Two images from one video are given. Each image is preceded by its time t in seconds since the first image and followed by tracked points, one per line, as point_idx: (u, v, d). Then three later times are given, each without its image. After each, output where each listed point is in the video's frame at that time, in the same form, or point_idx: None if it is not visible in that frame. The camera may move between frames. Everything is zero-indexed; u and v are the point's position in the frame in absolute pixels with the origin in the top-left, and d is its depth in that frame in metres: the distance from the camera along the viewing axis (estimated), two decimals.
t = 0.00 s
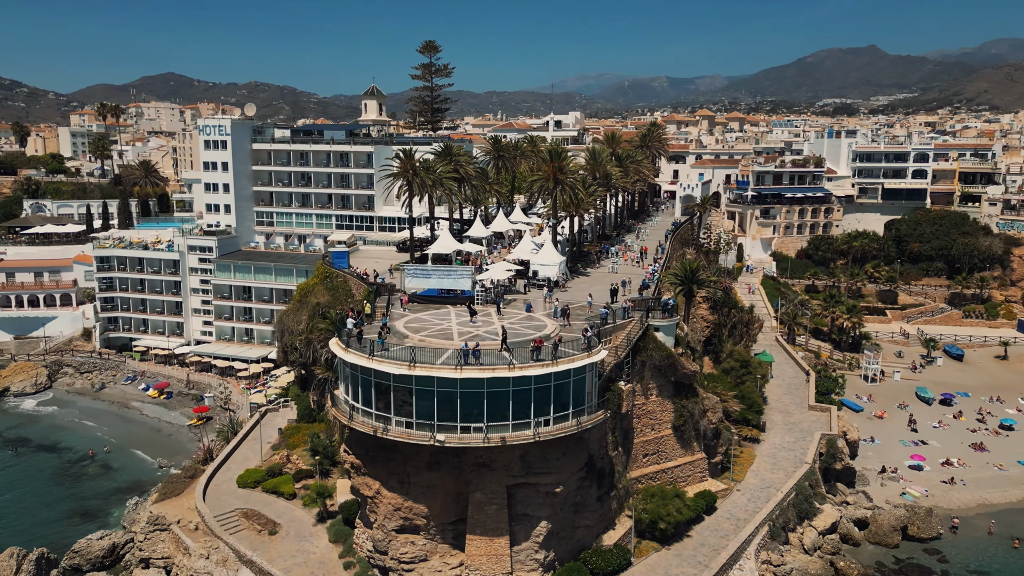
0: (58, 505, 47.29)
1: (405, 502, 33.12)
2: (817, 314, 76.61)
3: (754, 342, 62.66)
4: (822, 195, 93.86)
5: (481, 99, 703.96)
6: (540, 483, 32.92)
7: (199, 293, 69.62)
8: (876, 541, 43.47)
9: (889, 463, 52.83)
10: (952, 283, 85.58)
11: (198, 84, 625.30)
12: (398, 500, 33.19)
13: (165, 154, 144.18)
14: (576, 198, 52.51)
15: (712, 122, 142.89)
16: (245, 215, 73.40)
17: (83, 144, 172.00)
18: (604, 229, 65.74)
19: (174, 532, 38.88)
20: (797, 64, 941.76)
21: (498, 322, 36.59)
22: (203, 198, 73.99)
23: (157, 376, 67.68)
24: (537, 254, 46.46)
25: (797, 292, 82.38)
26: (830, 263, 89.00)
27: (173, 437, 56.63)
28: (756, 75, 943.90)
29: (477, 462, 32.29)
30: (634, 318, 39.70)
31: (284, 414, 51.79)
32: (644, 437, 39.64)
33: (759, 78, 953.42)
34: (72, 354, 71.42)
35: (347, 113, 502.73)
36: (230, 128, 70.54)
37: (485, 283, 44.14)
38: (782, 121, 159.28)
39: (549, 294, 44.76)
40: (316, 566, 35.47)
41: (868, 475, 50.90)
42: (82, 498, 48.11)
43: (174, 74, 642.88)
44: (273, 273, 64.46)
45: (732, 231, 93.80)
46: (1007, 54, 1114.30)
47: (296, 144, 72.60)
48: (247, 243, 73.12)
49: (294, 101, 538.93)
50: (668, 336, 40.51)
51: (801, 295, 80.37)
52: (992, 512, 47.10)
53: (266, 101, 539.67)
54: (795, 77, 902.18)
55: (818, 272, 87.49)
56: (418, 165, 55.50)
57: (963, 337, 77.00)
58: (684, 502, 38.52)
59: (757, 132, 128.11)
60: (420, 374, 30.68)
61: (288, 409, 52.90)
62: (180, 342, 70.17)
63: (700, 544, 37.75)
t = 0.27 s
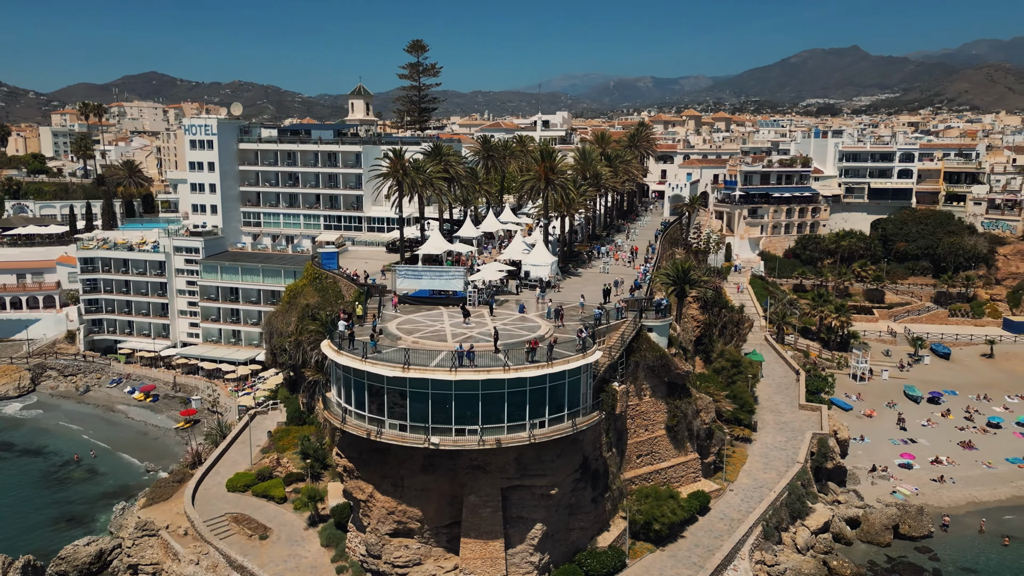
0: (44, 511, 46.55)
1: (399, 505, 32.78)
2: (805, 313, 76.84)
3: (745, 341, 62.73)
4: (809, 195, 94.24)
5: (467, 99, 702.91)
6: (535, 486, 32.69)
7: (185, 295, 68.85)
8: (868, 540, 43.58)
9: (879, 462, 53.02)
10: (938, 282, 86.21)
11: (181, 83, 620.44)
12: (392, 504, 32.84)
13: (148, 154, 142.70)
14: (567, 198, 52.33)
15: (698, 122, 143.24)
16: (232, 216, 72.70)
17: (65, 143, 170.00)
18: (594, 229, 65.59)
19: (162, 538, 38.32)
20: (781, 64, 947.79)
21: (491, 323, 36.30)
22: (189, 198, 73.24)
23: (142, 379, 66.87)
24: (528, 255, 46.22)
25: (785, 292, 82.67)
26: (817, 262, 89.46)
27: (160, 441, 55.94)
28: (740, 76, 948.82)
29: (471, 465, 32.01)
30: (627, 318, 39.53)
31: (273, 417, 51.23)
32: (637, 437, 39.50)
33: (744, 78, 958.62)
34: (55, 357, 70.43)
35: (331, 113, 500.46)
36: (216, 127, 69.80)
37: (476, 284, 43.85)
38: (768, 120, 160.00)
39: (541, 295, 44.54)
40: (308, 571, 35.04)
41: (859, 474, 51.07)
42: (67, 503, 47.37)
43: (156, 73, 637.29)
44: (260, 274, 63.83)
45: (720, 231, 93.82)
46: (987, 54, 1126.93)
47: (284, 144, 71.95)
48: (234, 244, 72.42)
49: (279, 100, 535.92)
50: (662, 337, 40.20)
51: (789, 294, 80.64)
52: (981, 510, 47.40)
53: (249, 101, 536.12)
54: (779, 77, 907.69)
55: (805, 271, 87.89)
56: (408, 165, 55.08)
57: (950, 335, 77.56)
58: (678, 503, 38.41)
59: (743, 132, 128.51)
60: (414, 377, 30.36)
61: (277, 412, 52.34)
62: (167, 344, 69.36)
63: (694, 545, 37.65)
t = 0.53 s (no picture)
0: (27, 517, 45.70)
1: (393, 509, 32.43)
2: (792, 312, 77.14)
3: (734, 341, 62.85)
4: (795, 194, 94.70)
5: (450, 99, 701.58)
6: (530, 488, 32.47)
7: (170, 296, 67.98)
8: (859, 539, 43.72)
9: (868, 460, 53.27)
10: (923, 281, 86.97)
11: (162, 82, 614.60)
12: (385, 507, 32.49)
13: (130, 154, 141.08)
14: (558, 198, 52.13)
15: (683, 122, 143.66)
16: (217, 216, 71.92)
17: (44, 143, 167.71)
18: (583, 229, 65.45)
19: (150, 544, 37.71)
20: (762, 64, 954.01)
21: (484, 325, 36.01)
22: (173, 198, 72.37)
23: (126, 382, 65.97)
24: (519, 255, 45.95)
25: (772, 291, 83.01)
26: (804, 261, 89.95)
27: (145, 445, 55.14)
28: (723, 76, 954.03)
29: (466, 468, 31.73)
30: (620, 318, 39.35)
31: (260, 420, 50.61)
32: (631, 438, 39.37)
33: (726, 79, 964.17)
34: (37, 360, 69.31)
35: (314, 113, 497.63)
36: (201, 127, 69.00)
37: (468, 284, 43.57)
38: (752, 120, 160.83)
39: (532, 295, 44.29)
40: None
41: (849, 473, 51.27)
42: (51, 509, 46.53)
43: (136, 72, 630.82)
44: (246, 275, 63.14)
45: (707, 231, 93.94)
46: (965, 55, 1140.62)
47: (269, 144, 71.23)
48: (219, 244, 71.65)
49: (261, 100, 532.25)
50: (654, 337, 40.10)
51: (776, 294, 80.96)
52: (970, 508, 47.73)
53: (231, 100, 531.97)
54: (761, 77, 913.63)
55: (792, 271, 88.35)
56: (397, 165, 54.64)
57: (935, 334, 78.20)
58: (672, 503, 38.33)
59: (729, 132, 128.97)
60: (408, 379, 30.03)
61: (265, 414, 51.71)
62: (151, 347, 68.50)
63: (688, 545, 37.57)
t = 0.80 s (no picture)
0: (13, 523, 44.97)
1: (388, 512, 32.10)
2: (781, 311, 77.40)
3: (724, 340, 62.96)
4: (783, 194, 95.09)
5: (436, 98, 700.18)
6: (526, 490, 32.27)
7: (156, 297, 67.24)
8: (852, 538, 43.85)
9: (859, 459, 53.48)
10: (909, 280, 87.67)
11: (144, 81, 609.07)
12: (380, 511, 32.16)
13: (113, 154, 139.64)
14: (550, 198, 51.94)
15: (670, 122, 144.02)
16: (204, 216, 71.21)
17: (26, 142, 165.71)
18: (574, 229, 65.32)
19: (140, 549, 37.18)
20: (746, 65, 959.42)
21: (479, 326, 35.78)
22: (159, 198, 71.57)
23: (112, 385, 65.16)
24: (512, 255, 45.71)
25: (761, 290, 83.31)
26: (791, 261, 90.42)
27: (132, 448, 54.43)
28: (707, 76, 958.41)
29: (462, 470, 31.48)
30: (615, 318, 39.20)
31: (250, 423, 50.03)
32: (625, 439, 39.26)
33: (710, 79, 968.78)
34: (21, 363, 68.33)
35: (299, 112, 495.00)
36: (187, 126, 68.24)
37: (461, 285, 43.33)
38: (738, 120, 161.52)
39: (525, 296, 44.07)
40: None
41: (840, 471, 51.43)
42: (37, 514, 45.82)
43: (118, 71, 624.84)
44: (234, 276, 62.52)
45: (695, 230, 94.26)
46: (946, 56, 1152.65)
47: (257, 143, 70.51)
48: (206, 245, 70.96)
49: (245, 99, 528.77)
50: (649, 337, 40.02)
51: (765, 293, 81.26)
52: (961, 506, 48.02)
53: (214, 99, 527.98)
54: (745, 78, 918.61)
55: (780, 270, 88.78)
56: (388, 165, 54.22)
57: (922, 332, 78.77)
58: (667, 504, 38.24)
59: (716, 132, 129.38)
60: (404, 381, 29.72)
61: (254, 417, 51.15)
62: (137, 349, 67.70)
63: (684, 546, 37.51)
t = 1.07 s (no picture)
0: None
1: (384, 515, 31.83)
2: (771, 311, 77.66)
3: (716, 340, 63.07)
4: (772, 193, 95.48)
5: (422, 98, 698.26)
6: (524, 491, 32.12)
7: (144, 299, 66.52)
8: (846, 536, 43.98)
9: (851, 457, 53.71)
10: (897, 279, 88.29)
11: (127, 80, 603.76)
12: (377, 513, 31.88)
13: (98, 153, 138.23)
14: (543, 198, 51.82)
15: (658, 121, 144.35)
16: (192, 217, 70.54)
17: (8, 142, 163.82)
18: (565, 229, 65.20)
19: (132, 554, 36.70)
20: (732, 65, 963.99)
21: (474, 327, 35.58)
22: (146, 199, 70.84)
23: (99, 387, 64.39)
24: (505, 256, 45.50)
25: (751, 290, 83.60)
26: (781, 261, 91.26)
27: (121, 451, 53.78)
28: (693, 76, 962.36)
29: (459, 472, 31.27)
30: (610, 319, 39.08)
31: (241, 425, 49.52)
32: (621, 439, 39.17)
33: (696, 79, 972.83)
34: (6, 366, 67.40)
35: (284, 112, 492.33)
36: (175, 126, 67.52)
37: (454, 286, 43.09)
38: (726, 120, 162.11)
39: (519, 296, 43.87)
40: None
41: (833, 470, 51.61)
42: (25, 520, 45.16)
43: (101, 70, 618.92)
44: (223, 277, 61.95)
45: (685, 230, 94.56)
46: (928, 57, 1163.29)
47: (245, 143, 69.83)
48: (195, 246, 70.30)
49: (229, 98, 525.24)
50: (644, 338, 39.92)
51: (754, 293, 81.53)
52: (952, 504, 48.31)
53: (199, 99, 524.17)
54: (730, 78, 923.01)
55: (770, 270, 89.44)
56: (380, 164, 53.83)
57: (910, 331, 79.32)
58: (663, 504, 38.18)
59: (704, 132, 129.75)
60: (400, 383, 29.46)
61: (245, 419, 50.63)
62: (125, 350, 66.98)
63: (680, 546, 37.48)
